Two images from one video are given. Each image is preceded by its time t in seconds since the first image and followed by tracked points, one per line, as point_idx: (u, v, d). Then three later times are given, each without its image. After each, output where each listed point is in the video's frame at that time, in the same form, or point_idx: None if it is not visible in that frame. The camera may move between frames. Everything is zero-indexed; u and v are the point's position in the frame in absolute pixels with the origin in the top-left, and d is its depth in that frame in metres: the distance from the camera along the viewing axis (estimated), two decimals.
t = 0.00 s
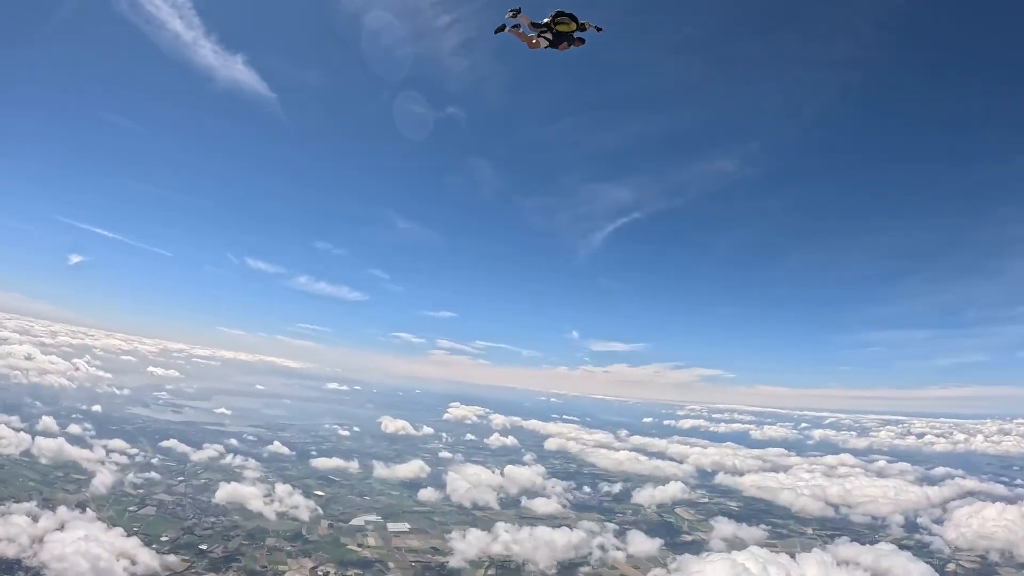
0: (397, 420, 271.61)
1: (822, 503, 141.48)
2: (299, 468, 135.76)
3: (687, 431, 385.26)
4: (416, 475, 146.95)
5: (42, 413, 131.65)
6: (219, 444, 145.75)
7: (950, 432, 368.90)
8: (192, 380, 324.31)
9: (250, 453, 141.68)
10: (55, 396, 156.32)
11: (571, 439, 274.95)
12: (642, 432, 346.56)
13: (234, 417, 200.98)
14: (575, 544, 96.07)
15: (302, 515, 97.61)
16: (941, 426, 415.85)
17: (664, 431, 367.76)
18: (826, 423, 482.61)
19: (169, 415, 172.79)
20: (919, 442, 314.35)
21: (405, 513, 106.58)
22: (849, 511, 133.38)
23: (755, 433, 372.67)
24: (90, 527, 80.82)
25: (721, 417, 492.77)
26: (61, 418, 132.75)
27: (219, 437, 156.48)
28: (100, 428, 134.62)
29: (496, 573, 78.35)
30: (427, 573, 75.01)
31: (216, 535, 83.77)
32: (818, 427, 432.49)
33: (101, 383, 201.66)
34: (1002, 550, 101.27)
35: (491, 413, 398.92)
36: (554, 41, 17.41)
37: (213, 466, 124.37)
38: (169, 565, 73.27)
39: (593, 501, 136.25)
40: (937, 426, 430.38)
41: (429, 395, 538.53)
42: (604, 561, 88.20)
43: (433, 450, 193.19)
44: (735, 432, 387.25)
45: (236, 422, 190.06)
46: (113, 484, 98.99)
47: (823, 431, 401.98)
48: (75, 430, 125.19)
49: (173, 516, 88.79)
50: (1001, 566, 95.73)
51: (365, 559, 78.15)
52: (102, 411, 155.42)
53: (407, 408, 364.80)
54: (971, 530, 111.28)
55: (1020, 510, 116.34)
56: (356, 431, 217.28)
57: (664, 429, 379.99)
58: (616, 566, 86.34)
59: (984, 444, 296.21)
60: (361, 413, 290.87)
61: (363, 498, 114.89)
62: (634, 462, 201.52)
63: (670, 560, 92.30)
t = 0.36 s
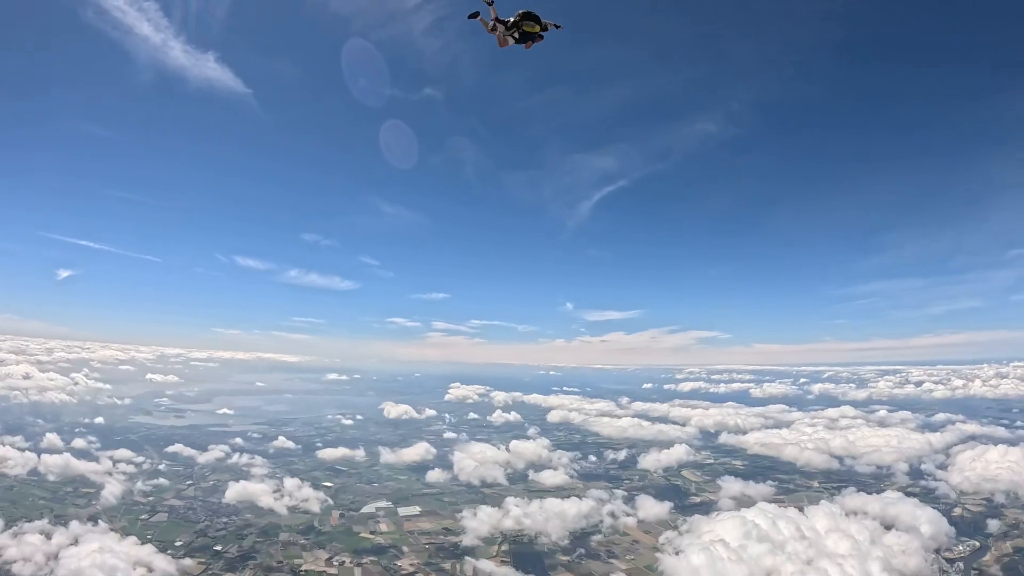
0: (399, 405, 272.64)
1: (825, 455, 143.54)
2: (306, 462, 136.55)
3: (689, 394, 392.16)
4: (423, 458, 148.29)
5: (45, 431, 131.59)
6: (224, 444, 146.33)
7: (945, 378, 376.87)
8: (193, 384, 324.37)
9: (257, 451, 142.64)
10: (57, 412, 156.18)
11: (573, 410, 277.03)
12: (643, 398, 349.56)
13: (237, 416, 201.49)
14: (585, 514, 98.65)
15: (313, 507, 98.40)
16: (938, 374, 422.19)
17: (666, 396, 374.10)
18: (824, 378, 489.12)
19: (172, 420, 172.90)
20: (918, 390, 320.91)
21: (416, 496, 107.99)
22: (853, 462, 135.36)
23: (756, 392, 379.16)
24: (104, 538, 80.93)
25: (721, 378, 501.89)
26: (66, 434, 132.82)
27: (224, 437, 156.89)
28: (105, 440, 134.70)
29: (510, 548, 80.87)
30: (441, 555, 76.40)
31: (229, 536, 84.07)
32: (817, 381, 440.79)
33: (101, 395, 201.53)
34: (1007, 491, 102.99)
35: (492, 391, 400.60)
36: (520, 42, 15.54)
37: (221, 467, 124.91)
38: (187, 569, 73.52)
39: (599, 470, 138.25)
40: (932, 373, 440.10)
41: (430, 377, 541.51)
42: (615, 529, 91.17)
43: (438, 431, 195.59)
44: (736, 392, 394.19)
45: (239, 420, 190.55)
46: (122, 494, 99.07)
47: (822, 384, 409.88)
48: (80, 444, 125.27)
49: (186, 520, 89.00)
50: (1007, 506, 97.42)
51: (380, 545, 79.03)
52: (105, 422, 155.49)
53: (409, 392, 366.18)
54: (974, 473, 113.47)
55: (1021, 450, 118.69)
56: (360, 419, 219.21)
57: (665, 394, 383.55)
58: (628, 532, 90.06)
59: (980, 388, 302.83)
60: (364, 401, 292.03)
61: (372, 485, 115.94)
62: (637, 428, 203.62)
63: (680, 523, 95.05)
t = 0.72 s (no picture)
0: (394, 387, 274.28)
1: (819, 411, 146.41)
2: (305, 449, 137.54)
3: (683, 357, 399.08)
4: (421, 438, 150.37)
5: (43, 442, 131.30)
6: (223, 438, 146.83)
7: (933, 330, 385.34)
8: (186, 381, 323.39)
9: (256, 442, 143.62)
10: (53, 421, 155.76)
11: (567, 379, 280.32)
12: (637, 364, 353.11)
13: (233, 409, 201.64)
14: (585, 482, 103.42)
15: (314, 495, 99.99)
16: (927, 326, 429.87)
17: (660, 360, 380.23)
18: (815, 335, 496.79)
19: (169, 419, 173.01)
20: (907, 343, 327.82)
21: (417, 477, 110.76)
22: (848, 417, 138.01)
23: (748, 352, 385.96)
24: (110, 542, 80.72)
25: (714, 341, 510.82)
26: (64, 442, 132.73)
27: (223, 431, 157.61)
28: (104, 444, 134.65)
29: (512, 521, 85.23)
30: (446, 532, 80.03)
31: (234, 530, 84.59)
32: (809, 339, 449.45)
33: (96, 400, 200.67)
34: (1000, 439, 104.86)
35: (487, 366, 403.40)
36: (484, 42, 16.26)
37: (221, 461, 125.50)
38: (195, 566, 73.68)
39: (597, 439, 141.27)
40: (921, 326, 449.57)
41: (424, 358, 544.40)
42: (616, 495, 96.48)
43: (435, 410, 197.85)
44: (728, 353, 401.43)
45: (236, 414, 190.69)
46: (125, 497, 99.15)
47: (813, 341, 417.67)
48: (79, 451, 125.17)
49: (190, 518, 89.33)
50: (1000, 453, 99.27)
51: (384, 528, 81.81)
52: (103, 426, 155.27)
53: (404, 373, 368.00)
54: (966, 422, 115.82)
55: (1011, 398, 121.22)
56: (357, 403, 220.86)
57: (659, 359, 387.89)
58: (628, 498, 95.19)
59: (967, 339, 309.89)
60: (360, 385, 293.35)
61: (373, 469, 117.86)
62: (632, 394, 206.72)
63: (680, 485, 99.70)
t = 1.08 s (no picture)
0: (390, 373, 274.91)
1: (814, 374, 147.99)
2: (306, 441, 137.91)
3: (677, 327, 402.31)
4: (420, 422, 151.13)
5: (43, 453, 131.27)
6: (223, 435, 147.04)
7: (923, 289, 389.69)
8: (182, 381, 322.74)
9: (256, 437, 144.04)
10: (52, 431, 155.53)
11: (563, 355, 281.76)
12: (631, 337, 355.13)
13: (232, 406, 201.64)
14: (586, 456, 104.86)
15: (317, 485, 100.60)
16: (918, 285, 434.79)
17: (654, 331, 383.65)
18: (806, 299, 501.67)
19: (168, 421, 173.01)
20: (898, 303, 332.11)
21: (418, 461, 111.69)
22: (843, 378, 139.61)
23: (741, 319, 389.54)
24: (118, 546, 80.77)
25: (708, 310, 515.31)
26: (65, 451, 132.74)
27: (222, 428, 157.95)
28: (104, 450, 134.51)
29: (516, 499, 86.23)
30: (451, 514, 81.31)
31: (241, 526, 84.82)
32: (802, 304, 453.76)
33: (93, 407, 200.19)
34: (995, 394, 106.19)
35: (482, 347, 404.73)
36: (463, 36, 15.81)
37: (223, 459, 125.83)
38: (203, 565, 73.87)
39: (595, 412, 142.56)
40: (911, 285, 454.38)
41: (420, 342, 545.72)
42: (617, 467, 97.89)
43: (433, 394, 199.02)
44: (722, 321, 405.04)
45: (234, 410, 190.66)
46: (129, 502, 99.27)
47: (806, 305, 421.82)
48: (81, 459, 125.19)
49: (196, 518, 89.42)
50: (995, 408, 100.50)
51: (389, 514, 82.97)
52: (102, 433, 155.22)
53: (400, 359, 368.89)
54: (960, 378, 117.31)
55: (1004, 353, 122.69)
56: (355, 391, 221.76)
57: (653, 330, 390.33)
58: (629, 469, 96.61)
59: (957, 296, 314.12)
60: (357, 374, 293.96)
61: (374, 456, 118.53)
62: (628, 366, 208.21)
63: (680, 454, 101.26)
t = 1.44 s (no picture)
0: (395, 370, 275.03)
1: (819, 347, 148.12)
2: (315, 443, 138.10)
3: (678, 307, 402.73)
4: (427, 417, 151.32)
5: (55, 472, 131.74)
6: (233, 442, 147.26)
7: (923, 257, 389.51)
8: (189, 391, 323.36)
9: (266, 442, 144.44)
10: (62, 450, 155.83)
11: (566, 342, 281.97)
12: (634, 320, 354.91)
13: (239, 413, 201.88)
14: (595, 440, 105.31)
15: (328, 486, 100.85)
16: (917, 254, 433.99)
17: (656, 313, 383.95)
18: (807, 272, 501.05)
19: (176, 432, 173.48)
20: (899, 272, 331.91)
21: (428, 455, 112.04)
22: (848, 350, 139.73)
23: (743, 296, 389.67)
24: (134, 559, 81.09)
25: (708, 290, 515.70)
26: (76, 469, 133.20)
27: (231, 436, 158.32)
28: (114, 465, 134.85)
29: (528, 488, 86.42)
30: (464, 507, 81.85)
31: (255, 531, 85.06)
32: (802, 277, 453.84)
33: (101, 423, 200.58)
34: (1001, 357, 106.20)
35: (485, 339, 404.87)
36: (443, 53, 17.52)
37: (234, 466, 126.10)
38: (220, 572, 74.15)
39: (602, 397, 142.80)
40: (911, 254, 453.65)
41: (423, 337, 546.50)
42: (626, 450, 98.23)
43: (439, 388, 199.45)
44: (723, 299, 405.19)
45: (242, 417, 190.91)
46: (143, 514, 99.68)
47: (807, 279, 421.67)
48: (92, 476, 125.51)
49: (210, 526, 89.64)
50: (1001, 371, 100.52)
51: (403, 510, 83.35)
52: (112, 448, 155.59)
53: (404, 355, 369.33)
54: (965, 343, 117.40)
55: (1008, 316, 122.54)
56: (361, 391, 222.34)
57: (654, 312, 390.27)
58: (639, 451, 97.01)
59: (957, 262, 313.55)
60: (362, 373, 294.49)
61: (383, 453, 118.81)
62: (632, 349, 208.23)
63: (689, 433, 101.68)
